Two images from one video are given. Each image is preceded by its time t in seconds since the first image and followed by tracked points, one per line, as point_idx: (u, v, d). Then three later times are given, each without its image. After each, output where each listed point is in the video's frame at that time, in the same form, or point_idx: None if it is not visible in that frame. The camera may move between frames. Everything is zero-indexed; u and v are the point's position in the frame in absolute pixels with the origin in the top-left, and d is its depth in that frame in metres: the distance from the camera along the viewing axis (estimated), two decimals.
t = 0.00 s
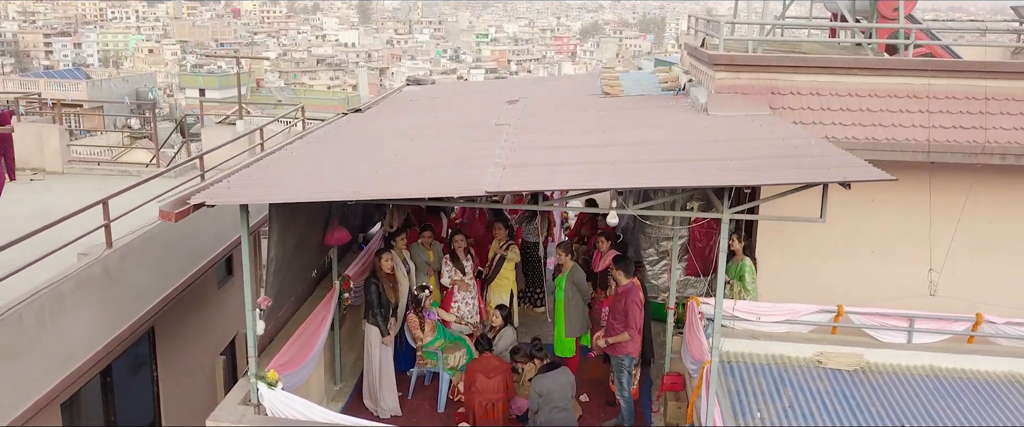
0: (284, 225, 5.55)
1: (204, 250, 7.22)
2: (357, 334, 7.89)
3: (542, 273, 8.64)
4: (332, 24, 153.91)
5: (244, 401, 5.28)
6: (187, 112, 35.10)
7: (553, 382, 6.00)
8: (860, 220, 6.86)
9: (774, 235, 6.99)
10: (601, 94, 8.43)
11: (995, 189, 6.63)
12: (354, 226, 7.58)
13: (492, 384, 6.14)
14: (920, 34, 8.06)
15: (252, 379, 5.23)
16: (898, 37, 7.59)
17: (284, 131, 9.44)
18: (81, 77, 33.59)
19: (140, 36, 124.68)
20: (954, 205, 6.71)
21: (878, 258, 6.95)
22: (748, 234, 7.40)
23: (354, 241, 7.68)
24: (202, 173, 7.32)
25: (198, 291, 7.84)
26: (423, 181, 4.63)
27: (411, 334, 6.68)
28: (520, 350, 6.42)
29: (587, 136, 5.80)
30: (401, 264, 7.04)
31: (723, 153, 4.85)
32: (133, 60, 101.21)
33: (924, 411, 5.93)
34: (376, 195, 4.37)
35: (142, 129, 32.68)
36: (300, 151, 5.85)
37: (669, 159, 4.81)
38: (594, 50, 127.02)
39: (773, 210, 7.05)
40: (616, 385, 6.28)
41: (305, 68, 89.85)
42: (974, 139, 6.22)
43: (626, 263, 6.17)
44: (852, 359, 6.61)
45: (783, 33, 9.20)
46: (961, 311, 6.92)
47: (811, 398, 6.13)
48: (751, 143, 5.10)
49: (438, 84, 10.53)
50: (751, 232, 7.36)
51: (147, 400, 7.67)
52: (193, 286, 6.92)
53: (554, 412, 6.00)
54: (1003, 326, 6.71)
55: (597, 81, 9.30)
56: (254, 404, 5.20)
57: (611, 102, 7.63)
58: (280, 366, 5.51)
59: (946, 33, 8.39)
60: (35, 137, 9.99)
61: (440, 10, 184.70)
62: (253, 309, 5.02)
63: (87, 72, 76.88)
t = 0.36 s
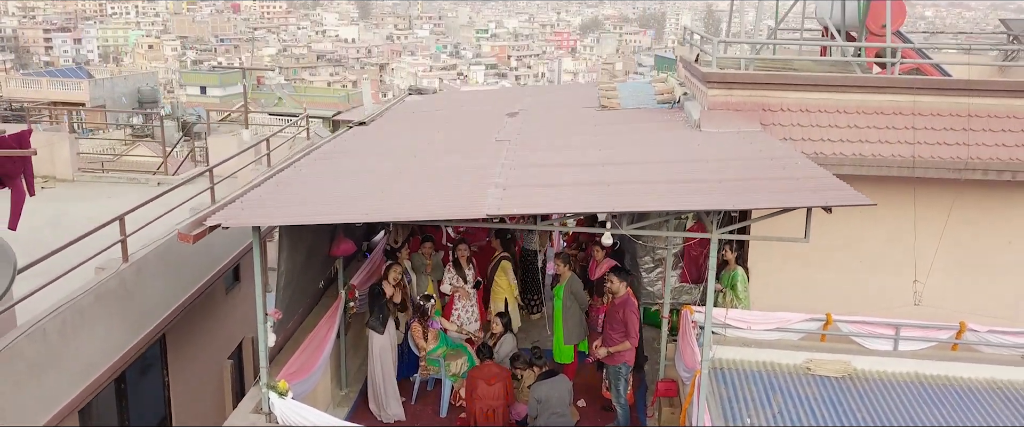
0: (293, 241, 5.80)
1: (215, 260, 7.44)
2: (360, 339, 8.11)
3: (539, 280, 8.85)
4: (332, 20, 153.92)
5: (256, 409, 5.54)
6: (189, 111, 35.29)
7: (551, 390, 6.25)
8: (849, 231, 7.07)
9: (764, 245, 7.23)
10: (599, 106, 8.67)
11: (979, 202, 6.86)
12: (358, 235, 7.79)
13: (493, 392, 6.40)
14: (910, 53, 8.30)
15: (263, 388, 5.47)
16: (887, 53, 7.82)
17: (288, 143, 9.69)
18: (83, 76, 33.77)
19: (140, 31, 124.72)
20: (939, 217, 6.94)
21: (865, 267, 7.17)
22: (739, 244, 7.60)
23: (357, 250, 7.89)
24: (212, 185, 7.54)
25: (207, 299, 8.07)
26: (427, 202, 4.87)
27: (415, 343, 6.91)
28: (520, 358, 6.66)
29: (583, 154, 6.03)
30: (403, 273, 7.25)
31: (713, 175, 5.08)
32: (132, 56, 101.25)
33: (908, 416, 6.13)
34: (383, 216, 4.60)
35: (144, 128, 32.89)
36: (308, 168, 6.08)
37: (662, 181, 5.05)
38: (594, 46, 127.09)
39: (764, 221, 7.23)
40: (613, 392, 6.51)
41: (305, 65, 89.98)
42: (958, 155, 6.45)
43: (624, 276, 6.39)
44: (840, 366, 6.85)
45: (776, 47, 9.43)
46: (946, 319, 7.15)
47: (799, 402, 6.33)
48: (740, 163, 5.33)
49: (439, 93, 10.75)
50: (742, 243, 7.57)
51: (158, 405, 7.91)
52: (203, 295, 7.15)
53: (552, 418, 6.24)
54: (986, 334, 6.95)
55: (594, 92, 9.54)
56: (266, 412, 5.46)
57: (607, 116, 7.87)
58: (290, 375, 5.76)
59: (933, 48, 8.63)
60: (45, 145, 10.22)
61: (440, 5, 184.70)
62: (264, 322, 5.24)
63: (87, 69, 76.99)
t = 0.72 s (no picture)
0: (300, 251, 6.00)
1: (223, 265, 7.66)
2: (363, 342, 8.29)
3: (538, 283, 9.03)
4: (332, 14, 153.82)
5: (266, 414, 5.75)
6: (191, 108, 35.53)
7: (549, 393, 6.47)
8: (841, 237, 7.25)
9: (757, 252, 7.43)
10: (597, 115, 8.80)
11: (965, 211, 7.07)
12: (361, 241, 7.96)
13: (494, 395, 6.61)
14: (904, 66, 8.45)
15: (274, 393, 5.71)
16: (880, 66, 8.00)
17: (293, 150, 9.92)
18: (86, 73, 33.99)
19: (140, 25, 124.65)
20: (926, 225, 7.14)
21: (857, 273, 7.36)
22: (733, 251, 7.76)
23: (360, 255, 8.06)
24: (220, 193, 7.75)
25: (214, 303, 8.26)
26: (429, 216, 5.07)
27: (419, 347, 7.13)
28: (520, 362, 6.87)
29: (582, 167, 6.23)
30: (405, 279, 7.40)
31: (705, 190, 5.29)
32: (133, 51, 101.27)
33: (895, 418, 6.31)
34: (388, 230, 4.80)
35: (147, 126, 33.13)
36: (315, 179, 6.29)
37: (656, 195, 5.25)
38: (593, 42, 127.15)
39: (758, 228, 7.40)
40: (611, 396, 6.71)
41: (305, 60, 90.16)
42: (944, 166, 6.65)
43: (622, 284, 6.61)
44: (830, 370, 7.01)
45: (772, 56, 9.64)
46: (934, 325, 7.35)
47: (790, 406, 6.50)
48: (731, 178, 5.54)
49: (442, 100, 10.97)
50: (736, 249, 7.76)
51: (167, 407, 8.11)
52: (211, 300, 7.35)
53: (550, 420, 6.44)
54: (973, 339, 7.13)
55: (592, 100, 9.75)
56: (275, 416, 5.67)
57: (604, 126, 8.08)
58: (297, 381, 5.97)
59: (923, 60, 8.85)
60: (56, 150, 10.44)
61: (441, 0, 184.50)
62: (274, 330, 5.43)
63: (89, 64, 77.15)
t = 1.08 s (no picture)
0: (306, 264, 6.23)
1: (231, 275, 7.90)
2: (366, 347, 8.52)
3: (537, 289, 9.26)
4: (331, 8, 153.74)
5: (276, 422, 6.00)
6: (192, 105, 35.72)
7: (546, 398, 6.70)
8: (830, 247, 7.48)
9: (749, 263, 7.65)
10: (594, 127, 8.98)
11: (950, 222, 7.30)
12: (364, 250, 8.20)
13: (494, 401, 6.86)
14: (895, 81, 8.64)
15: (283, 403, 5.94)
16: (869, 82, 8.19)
17: (297, 159, 10.15)
18: (88, 70, 34.19)
19: (141, 19, 124.56)
20: (912, 236, 7.38)
21: (845, 283, 7.59)
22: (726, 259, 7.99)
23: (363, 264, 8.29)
24: (228, 204, 7.99)
25: (223, 311, 8.50)
26: (433, 234, 5.30)
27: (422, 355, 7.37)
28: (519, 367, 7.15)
29: (579, 183, 6.45)
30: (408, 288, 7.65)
31: (696, 210, 5.51)
32: (133, 45, 101.40)
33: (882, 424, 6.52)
34: (393, 250, 5.03)
35: (148, 123, 33.33)
36: (321, 195, 6.51)
37: (649, 215, 5.48)
38: (592, 36, 127.14)
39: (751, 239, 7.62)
40: (607, 402, 6.97)
41: (305, 55, 90.21)
42: (929, 180, 6.87)
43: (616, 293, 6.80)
44: (818, 376, 7.25)
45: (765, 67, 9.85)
46: (920, 333, 7.58)
47: (780, 412, 6.72)
48: (722, 197, 5.78)
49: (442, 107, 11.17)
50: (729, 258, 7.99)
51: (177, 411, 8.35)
52: (220, 309, 7.58)
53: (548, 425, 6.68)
54: (957, 347, 7.37)
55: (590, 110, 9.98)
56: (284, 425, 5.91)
57: (601, 138, 8.31)
58: (305, 390, 6.21)
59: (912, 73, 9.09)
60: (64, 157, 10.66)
61: None
62: (283, 342, 5.69)
63: (88, 58, 77.23)
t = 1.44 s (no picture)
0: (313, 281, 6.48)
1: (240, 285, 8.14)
2: (369, 355, 8.77)
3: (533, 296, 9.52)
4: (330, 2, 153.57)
5: None
6: (193, 102, 35.91)
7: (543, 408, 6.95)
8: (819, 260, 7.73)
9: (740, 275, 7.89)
10: (591, 140, 9.19)
11: (935, 237, 7.54)
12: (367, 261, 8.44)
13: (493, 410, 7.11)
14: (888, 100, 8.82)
15: (292, 415, 6.19)
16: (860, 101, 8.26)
17: (301, 168, 10.39)
18: (90, 68, 34.30)
19: (140, 14, 124.50)
20: (898, 249, 7.62)
21: (834, 294, 7.82)
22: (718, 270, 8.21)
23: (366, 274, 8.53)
24: (235, 217, 8.22)
25: (231, 320, 8.74)
26: (435, 256, 5.54)
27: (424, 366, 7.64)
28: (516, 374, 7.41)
29: (576, 201, 6.68)
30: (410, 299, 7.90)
31: (687, 231, 5.74)
32: (133, 39, 101.40)
33: None
34: (397, 272, 5.26)
35: (150, 121, 33.49)
36: (327, 213, 6.75)
37: (642, 236, 5.71)
38: (592, 30, 127.11)
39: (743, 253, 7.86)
40: (603, 411, 7.24)
41: (304, 50, 90.20)
42: (914, 197, 7.10)
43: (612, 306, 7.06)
44: (807, 385, 7.48)
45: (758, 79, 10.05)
46: (906, 343, 7.83)
47: (770, 419, 6.93)
48: (712, 217, 6.01)
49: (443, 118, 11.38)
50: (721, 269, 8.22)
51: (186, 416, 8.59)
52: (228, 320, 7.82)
53: None
54: (942, 358, 7.60)
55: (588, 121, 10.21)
56: None
57: (598, 152, 8.54)
58: (312, 402, 6.54)
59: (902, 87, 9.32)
60: (73, 167, 10.89)
61: None
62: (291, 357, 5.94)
63: (89, 54, 77.38)
